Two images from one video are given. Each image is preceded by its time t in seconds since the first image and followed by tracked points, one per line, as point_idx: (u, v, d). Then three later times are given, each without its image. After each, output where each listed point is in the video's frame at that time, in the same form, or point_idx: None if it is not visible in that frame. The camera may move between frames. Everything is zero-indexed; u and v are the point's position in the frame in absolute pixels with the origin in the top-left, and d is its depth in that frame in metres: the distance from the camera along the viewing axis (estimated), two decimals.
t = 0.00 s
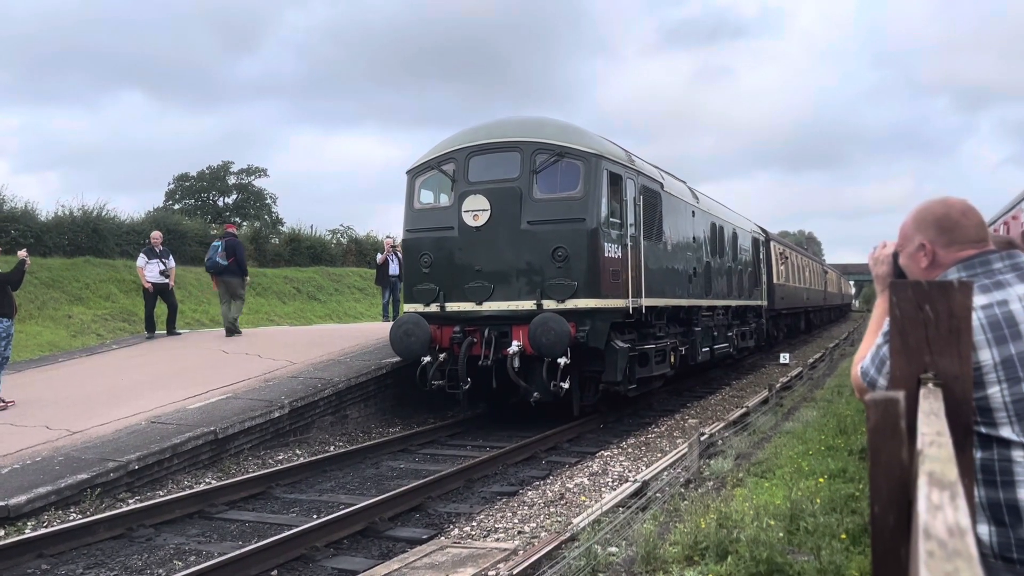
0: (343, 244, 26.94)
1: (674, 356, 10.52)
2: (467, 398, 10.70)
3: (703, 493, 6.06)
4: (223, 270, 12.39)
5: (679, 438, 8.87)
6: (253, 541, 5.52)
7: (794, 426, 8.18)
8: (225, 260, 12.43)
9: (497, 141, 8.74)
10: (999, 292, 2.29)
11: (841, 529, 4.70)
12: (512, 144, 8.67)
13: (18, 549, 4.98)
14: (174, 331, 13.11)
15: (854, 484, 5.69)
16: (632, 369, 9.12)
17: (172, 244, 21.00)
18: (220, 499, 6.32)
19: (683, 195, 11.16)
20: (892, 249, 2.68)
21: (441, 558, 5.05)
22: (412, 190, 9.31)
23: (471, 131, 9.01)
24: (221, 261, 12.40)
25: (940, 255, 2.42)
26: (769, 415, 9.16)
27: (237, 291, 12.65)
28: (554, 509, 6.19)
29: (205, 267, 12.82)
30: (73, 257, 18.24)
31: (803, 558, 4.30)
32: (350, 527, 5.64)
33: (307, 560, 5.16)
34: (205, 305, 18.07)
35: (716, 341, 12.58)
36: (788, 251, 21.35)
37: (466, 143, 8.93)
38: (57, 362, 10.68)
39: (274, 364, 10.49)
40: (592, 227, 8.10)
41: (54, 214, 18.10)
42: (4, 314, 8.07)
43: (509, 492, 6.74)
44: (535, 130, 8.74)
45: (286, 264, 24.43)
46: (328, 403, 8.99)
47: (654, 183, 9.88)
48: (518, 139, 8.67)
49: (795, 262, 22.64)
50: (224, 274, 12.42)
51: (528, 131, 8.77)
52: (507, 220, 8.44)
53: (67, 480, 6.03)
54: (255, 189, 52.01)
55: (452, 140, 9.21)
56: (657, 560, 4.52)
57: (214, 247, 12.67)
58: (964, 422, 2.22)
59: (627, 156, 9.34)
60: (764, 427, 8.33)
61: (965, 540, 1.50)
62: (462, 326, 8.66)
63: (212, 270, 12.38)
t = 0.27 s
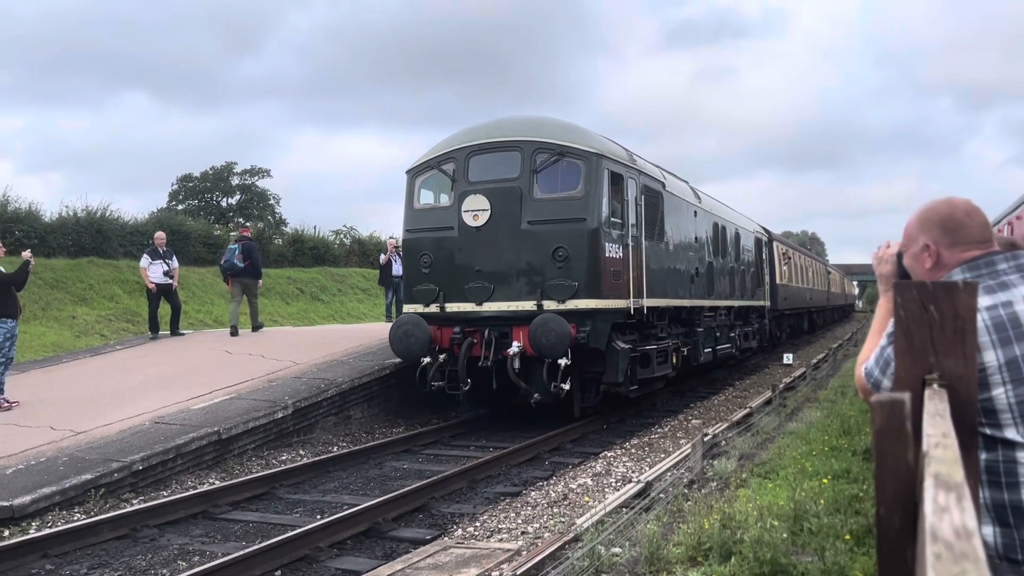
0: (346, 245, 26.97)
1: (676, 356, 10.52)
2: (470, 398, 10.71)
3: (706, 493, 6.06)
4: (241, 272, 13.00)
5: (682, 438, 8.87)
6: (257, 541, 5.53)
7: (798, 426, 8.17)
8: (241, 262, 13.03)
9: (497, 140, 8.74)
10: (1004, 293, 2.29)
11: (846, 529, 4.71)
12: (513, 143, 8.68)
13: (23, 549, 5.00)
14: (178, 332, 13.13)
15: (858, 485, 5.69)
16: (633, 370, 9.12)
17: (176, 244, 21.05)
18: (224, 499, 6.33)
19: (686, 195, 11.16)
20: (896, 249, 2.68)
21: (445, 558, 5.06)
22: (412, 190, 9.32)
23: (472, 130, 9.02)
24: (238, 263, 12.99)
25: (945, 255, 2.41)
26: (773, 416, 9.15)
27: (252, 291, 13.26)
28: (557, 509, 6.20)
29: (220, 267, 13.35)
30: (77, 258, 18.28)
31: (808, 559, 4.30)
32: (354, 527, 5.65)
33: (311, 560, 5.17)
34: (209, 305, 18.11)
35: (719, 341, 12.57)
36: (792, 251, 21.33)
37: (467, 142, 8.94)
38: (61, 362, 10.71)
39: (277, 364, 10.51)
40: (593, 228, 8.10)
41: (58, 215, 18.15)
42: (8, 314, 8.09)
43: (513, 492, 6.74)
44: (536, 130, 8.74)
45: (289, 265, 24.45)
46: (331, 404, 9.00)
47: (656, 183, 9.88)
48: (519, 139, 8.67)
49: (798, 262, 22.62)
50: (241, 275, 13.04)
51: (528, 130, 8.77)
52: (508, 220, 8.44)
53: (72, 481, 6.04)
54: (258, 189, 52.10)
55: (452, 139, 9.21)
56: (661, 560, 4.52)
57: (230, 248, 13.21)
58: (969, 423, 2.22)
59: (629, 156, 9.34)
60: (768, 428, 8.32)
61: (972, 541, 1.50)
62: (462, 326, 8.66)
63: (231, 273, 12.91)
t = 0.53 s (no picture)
0: (350, 245, 27.00)
1: (679, 357, 10.51)
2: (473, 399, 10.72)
3: (710, 494, 6.05)
4: (255, 270, 13.43)
5: (686, 439, 8.86)
6: (260, 541, 5.53)
7: (801, 427, 8.16)
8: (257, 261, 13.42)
9: (498, 140, 8.75)
10: (1008, 294, 2.29)
11: (850, 531, 4.70)
12: (513, 143, 8.68)
13: (27, 550, 5.00)
14: (182, 332, 13.15)
15: (862, 486, 5.67)
16: (635, 371, 9.11)
17: (180, 245, 21.09)
18: (228, 500, 6.34)
19: (688, 195, 11.15)
20: (900, 249, 2.68)
21: (448, 559, 5.06)
22: (412, 190, 9.32)
23: (472, 130, 9.02)
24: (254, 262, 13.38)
25: (948, 256, 2.41)
26: (776, 417, 9.14)
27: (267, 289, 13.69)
28: (561, 510, 6.19)
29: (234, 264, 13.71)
30: (81, 259, 18.32)
31: (811, 560, 4.30)
32: (358, 528, 5.65)
33: (315, 561, 5.17)
34: (212, 306, 18.14)
35: (722, 342, 12.57)
36: (795, 252, 21.30)
37: (466, 142, 8.94)
38: (65, 363, 10.73)
39: (281, 365, 10.52)
40: (594, 228, 8.10)
41: (63, 216, 18.19)
42: (13, 315, 8.10)
43: (516, 493, 6.74)
44: (536, 130, 8.74)
45: (293, 266, 24.48)
46: (335, 404, 9.01)
47: (658, 183, 9.87)
48: (519, 138, 8.68)
49: (801, 263, 22.59)
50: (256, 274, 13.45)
51: (529, 130, 8.78)
52: (509, 220, 8.44)
53: (76, 481, 6.05)
54: (262, 190, 52.17)
55: (452, 139, 9.22)
56: (665, 561, 4.51)
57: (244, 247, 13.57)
58: (974, 425, 2.22)
59: (631, 156, 9.34)
60: (772, 429, 8.31)
61: (978, 543, 1.50)
62: (462, 327, 8.66)
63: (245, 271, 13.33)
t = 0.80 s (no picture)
0: (352, 246, 27.02)
1: (681, 359, 10.50)
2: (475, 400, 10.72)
3: (713, 495, 6.05)
4: (265, 271, 13.57)
5: (689, 440, 8.86)
6: (264, 542, 5.54)
7: (804, 428, 8.15)
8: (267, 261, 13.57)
9: (498, 140, 8.75)
10: (1013, 294, 2.29)
11: (853, 532, 4.69)
12: (513, 143, 8.69)
13: (31, 550, 5.01)
14: (186, 333, 13.17)
15: (866, 487, 5.67)
16: (636, 373, 9.10)
17: (183, 246, 21.12)
18: (232, 500, 6.35)
19: (690, 196, 11.14)
20: (904, 250, 2.67)
21: (451, 559, 5.06)
22: (412, 191, 9.33)
23: (471, 131, 9.03)
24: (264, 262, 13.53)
25: (953, 257, 2.40)
26: (779, 418, 9.13)
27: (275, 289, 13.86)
28: (564, 511, 6.19)
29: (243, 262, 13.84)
30: (85, 260, 18.35)
31: (815, 561, 4.30)
32: (361, 529, 5.65)
33: (318, 561, 5.17)
34: (216, 306, 18.17)
35: (724, 343, 12.56)
36: (798, 253, 21.27)
37: (466, 142, 8.95)
38: (69, 363, 10.74)
39: (284, 365, 10.52)
40: (595, 228, 8.10)
41: (66, 217, 18.23)
42: (17, 315, 8.12)
43: (519, 494, 6.74)
44: (537, 129, 8.75)
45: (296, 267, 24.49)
46: (338, 405, 9.01)
47: (659, 183, 9.87)
48: (519, 138, 8.68)
49: (804, 264, 22.56)
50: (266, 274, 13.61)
51: (529, 130, 8.78)
52: (509, 221, 8.45)
53: (80, 481, 6.06)
54: (265, 191, 52.24)
55: (452, 139, 9.23)
56: (668, 562, 4.51)
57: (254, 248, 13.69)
58: (978, 426, 2.22)
59: (632, 156, 9.34)
60: (775, 430, 8.30)
61: (983, 544, 1.50)
62: (463, 328, 8.66)
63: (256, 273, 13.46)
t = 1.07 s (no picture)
0: (356, 248, 27.04)
1: (683, 360, 10.49)
2: (478, 402, 10.72)
3: (717, 497, 6.03)
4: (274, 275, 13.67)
5: (693, 442, 8.84)
6: (267, 543, 5.54)
7: (809, 431, 8.13)
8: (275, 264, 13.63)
9: (497, 140, 8.75)
10: (1019, 297, 2.28)
11: (858, 535, 4.67)
12: (513, 143, 8.68)
13: (35, 551, 5.02)
14: (190, 334, 13.18)
15: (871, 490, 5.65)
16: (638, 376, 9.08)
17: (187, 247, 21.15)
18: (236, 501, 6.35)
19: (693, 197, 11.13)
20: (908, 253, 2.66)
21: (455, 562, 5.05)
22: (412, 191, 9.33)
23: (471, 130, 9.03)
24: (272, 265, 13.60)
25: (958, 259, 2.39)
26: (783, 420, 9.11)
27: (284, 291, 13.96)
28: (568, 513, 6.18)
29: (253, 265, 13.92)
30: (89, 261, 18.38)
31: (820, 564, 4.28)
32: (364, 531, 5.65)
33: (321, 563, 5.17)
34: (220, 308, 18.18)
35: (727, 345, 12.55)
36: (802, 254, 21.23)
37: (466, 142, 8.95)
38: (73, 365, 10.76)
39: (287, 367, 10.53)
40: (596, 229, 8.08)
41: (71, 218, 18.26)
42: (21, 317, 8.12)
43: (522, 496, 6.73)
44: (537, 129, 8.74)
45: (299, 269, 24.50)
46: (342, 407, 9.01)
47: (661, 184, 9.86)
48: (519, 138, 8.67)
49: (808, 265, 22.52)
50: (275, 277, 13.70)
51: (529, 129, 8.77)
52: (509, 221, 8.44)
53: (84, 483, 6.06)
54: (269, 192, 52.31)
55: (451, 139, 9.23)
56: (672, 565, 4.49)
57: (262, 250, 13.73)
58: (985, 429, 2.21)
59: (633, 156, 9.33)
60: (779, 432, 8.29)
61: (990, 548, 1.48)
62: (462, 330, 8.65)
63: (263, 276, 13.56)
